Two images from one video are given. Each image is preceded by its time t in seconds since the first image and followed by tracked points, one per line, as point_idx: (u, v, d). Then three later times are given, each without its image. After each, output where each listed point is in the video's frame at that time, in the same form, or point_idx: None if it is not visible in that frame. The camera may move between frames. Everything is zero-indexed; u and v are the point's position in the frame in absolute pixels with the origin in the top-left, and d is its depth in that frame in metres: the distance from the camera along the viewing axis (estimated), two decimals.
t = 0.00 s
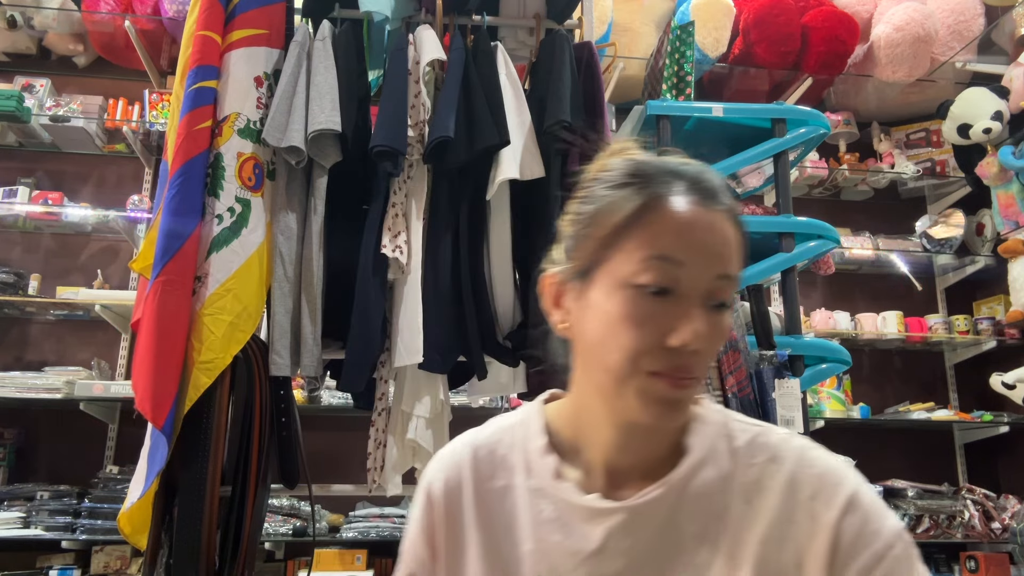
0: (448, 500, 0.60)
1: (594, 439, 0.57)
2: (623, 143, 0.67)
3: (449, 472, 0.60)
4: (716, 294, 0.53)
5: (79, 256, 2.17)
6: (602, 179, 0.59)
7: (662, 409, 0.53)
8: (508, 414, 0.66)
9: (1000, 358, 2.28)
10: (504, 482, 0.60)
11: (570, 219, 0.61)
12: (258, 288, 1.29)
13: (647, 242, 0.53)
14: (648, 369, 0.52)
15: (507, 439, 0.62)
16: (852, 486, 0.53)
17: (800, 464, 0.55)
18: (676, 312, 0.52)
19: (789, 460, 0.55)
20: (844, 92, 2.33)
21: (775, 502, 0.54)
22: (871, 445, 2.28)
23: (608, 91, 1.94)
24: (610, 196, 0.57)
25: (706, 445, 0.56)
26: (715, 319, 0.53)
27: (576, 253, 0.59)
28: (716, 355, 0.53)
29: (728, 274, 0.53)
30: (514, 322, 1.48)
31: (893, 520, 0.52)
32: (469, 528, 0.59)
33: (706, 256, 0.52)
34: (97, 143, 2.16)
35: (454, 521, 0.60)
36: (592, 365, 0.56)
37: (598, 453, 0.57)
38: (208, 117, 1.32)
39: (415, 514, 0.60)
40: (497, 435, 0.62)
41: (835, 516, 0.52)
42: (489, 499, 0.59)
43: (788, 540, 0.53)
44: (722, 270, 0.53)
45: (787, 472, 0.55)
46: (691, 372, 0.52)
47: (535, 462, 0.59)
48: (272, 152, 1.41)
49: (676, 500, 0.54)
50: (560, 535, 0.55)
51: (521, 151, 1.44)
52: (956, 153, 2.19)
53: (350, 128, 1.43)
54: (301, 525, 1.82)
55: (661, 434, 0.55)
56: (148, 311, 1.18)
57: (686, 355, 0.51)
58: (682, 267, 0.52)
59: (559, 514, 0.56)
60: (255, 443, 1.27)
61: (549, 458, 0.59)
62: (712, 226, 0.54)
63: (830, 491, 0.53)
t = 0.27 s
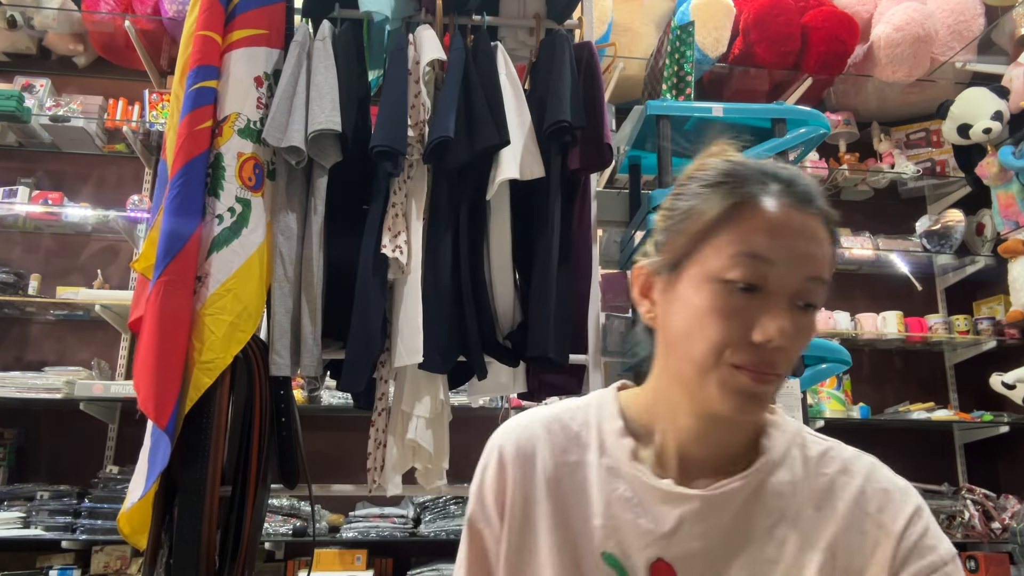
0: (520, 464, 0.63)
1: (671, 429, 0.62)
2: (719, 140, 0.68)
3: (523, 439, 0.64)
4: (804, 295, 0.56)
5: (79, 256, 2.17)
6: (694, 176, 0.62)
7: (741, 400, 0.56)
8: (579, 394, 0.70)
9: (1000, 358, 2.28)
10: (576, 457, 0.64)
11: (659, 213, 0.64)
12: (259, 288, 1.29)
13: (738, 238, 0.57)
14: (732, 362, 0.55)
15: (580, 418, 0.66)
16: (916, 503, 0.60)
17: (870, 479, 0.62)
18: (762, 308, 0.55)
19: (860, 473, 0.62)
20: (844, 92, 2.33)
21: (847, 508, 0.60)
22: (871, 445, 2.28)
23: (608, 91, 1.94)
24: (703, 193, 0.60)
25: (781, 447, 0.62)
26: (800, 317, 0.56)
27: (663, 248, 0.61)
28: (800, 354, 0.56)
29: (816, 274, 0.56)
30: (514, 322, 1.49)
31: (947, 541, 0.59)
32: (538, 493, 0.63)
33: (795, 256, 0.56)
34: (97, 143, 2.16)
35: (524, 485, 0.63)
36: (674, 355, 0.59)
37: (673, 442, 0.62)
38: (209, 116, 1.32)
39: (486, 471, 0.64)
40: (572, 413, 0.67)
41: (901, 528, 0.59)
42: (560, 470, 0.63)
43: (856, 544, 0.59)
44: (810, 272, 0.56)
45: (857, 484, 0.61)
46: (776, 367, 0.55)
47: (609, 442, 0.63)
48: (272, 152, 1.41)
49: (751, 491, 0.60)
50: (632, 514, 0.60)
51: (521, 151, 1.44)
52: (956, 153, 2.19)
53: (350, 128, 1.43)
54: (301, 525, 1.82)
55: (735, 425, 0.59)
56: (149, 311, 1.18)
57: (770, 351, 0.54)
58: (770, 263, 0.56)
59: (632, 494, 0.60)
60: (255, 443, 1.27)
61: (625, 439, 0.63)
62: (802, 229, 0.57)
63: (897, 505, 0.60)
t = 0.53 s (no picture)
0: (543, 451, 0.69)
1: (696, 424, 0.69)
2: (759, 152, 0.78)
3: (547, 429, 0.70)
4: (833, 294, 0.63)
5: (79, 256, 2.18)
6: (733, 180, 0.71)
7: (771, 391, 0.61)
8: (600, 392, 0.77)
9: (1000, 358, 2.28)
10: (596, 450, 0.70)
11: (699, 214, 0.74)
12: (259, 288, 1.29)
13: (771, 234, 0.65)
14: (760, 354, 0.61)
15: (601, 415, 0.73)
16: (929, 505, 0.65)
17: (884, 482, 0.67)
18: (788, 304, 0.61)
19: (875, 478, 0.68)
20: (844, 92, 2.34)
21: (860, 508, 0.66)
22: (871, 446, 2.28)
23: (608, 91, 1.94)
24: (740, 194, 0.69)
25: (795, 450, 0.69)
26: (826, 314, 0.62)
27: (700, 243, 0.70)
28: (827, 351, 0.62)
29: (844, 275, 0.63)
30: (513, 322, 1.49)
31: (959, 544, 0.64)
32: (559, 480, 0.68)
33: (826, 255, 0.63)
34: (97, 143, 2.16)
35: (546, 472, 0.69)
36: (706, 346, 0.65)
37: (694, 437, 0.69)
38: (210, 116, 1.32)
39: (513, 457, 0.70)
40: (594, 408, 0.74)
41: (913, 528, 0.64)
42: (581, 460, 0.70)
43: (868, 541, 0.64)
44: (836, 275, 0.62)
45: (870, 487, 0.67)
46: (804, 361, 0.61)
47: (630, 436, 0.70)
48: (272, 152, 1.41)
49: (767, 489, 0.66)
50: (649, 506, 0.66)
51: (521, 151, 1.44)
52: (956, 153, 2.19)
53: (350, 128, 1.43)
54: (302, 525, 1.82)
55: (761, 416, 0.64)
56: (148, 311, 1.18)
57: (798, 345, 0.60)
58: (799, 260, 0.62)
59: (652, 487, 0.66)
60: (255, 443, 1.27)
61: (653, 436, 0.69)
62: (832, 229, 0.64)
63: (909, 508, 0.65)
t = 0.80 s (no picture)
0: (537, 448, 0.70)
1: (684, 418, 0.69)
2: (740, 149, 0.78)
3: (542, 426, 0.71)
4: (812, 285, 0.63)
5: (79, 256, 2.18)
6: (713, 177, 0.71)
7: (753, 382, 0.61)
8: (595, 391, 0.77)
9: (1000, 358, 2.28)
10: (590, 447, 0.71)
11: (680, 213, 0.74)
12: (259, 288, 1.29)
13: (747, 228, 0.65)
14: (740, 346, 0.61)
15: (594, 413, 0.73)
16: (922, 497, 0.64)
17: (876, 475, 0.66)
18: (767, 296, 0.62)
19: (867, 471, 0.67)
20: (844, 92, 2.33)
21: (850, 500, 0.65)
22: (871, 446, 2.28)
23: (608, 91, 1.94)
24: (719, 192, 0.68)
25: (785, 444, 0.68)
26: (805, 305, 0.62)
27: (682, 241, 0.70)
28: (809, 341, 0.62)
29: (823, 266, 0.63)
30: (514, 322, 1.49)
31: (954, 535, 0.63)
32: (552, 476, 0.69)
33: (803, 248, 0.63)
34: (97, 143, 2.16)
35: (539, 468, 0.69)
36: (689, 340, 0.65)
37: (683, 431, 0.69)
38: (209, 116, 1.32)
39: (509, 455, 0.70)
40: (588, 407, 0.74)
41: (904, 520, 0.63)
42: (574, 457, 0.70)
43: (858, 534, 0.64)
44: (815, 265, 0.62)
45: (862, 480, 0.66)
46: (784, 352, 0.61)
47: (622, 433, 0.70)
48: (272, 152, 1.41)
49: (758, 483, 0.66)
50: (642, 501, 0.66)
51: (521, 151, 1.44)
52: (956, 153, 2.19)
53: (350, 128, 1.43)
54: (302, 524, 1.82)
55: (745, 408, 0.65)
56: (147, 311, 1.18)
57: (778, 336, 0.60)
58: (776, 253, 0.63)
59: (643, 481, 0.66)
60: (255, 443, 1.27)
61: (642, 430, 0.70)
62: (809, 222, 0.64)
63: (901, 500, 0.64)
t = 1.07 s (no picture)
0: (531, 450, 0.70)
1: (672, 415, 0.69)
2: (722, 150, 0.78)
3: (534, 428, 0.71)
4: (792, 280, 0.62)
5: (79, 256, 2.18)
6: (695, 178, 0.71)
7: (737, 376, 0.61)
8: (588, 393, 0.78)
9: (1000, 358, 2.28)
10: (582, 447, 0.71)
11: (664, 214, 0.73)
12: (259, 288, 1.29)
13: (726, 226, 0.64)
14: (723, 341, 0.61)
15: (586, 413, 0.74)
16: (909, 489, 0.63)
17: (864, 467, 0.65)
18: (747, 292, 0.61)
19: (855, 464, 0.66)
20: (844, 92, 2.34)
21: (838, 494, 0.64)
22: (871, 446, 2.28)
23: (608, 91, 1.94)
24: (700, 192, 0.68)
25: (775, 440, 0.68)
26: (786, 300, 0.62)
27: (665, 241, 0.70)
28: (791, 336, 0.62)
29: (802, 261, 0.63)
30: (514, 322, 1.49)
31: (942, 527, 0.62)
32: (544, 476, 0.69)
33: (782, 244, 0.62)
34: (97, 143, 2.16)
35: (532, 469, 0.70)
36: (674, 338, 0.65)
37: (672, 430, 0.69)
38: (209, 116, 1.32)
39: (503, 458, 0.71)
40: (580, 407, 0.75)
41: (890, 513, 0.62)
42: (567, 457, 0.70)
43: (845, 527, 0.63)
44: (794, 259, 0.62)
45: (849, 473, 0.65)
46: (766, 346, 0.61)
47: (613, 432, 0.70)
48: (271, 152, 1.41)
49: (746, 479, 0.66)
50: (632, 498, 0.66)
51: (521, 151, 1.44)
52: (956, 153, 2.19)
53: (350, 128, 1.43)
54: (302, 524, 1.82)
55: (731, 403, 0.65)
56: (146, 311, 1.18)
57: (759, 331, 0.60)
58: (755, 249, 0.62)
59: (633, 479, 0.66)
60: (255, 443, 1.27)
61: (630, 429, 0.70)
62: (788, 218, 0.64)
63: (888, 493, 0.63)
